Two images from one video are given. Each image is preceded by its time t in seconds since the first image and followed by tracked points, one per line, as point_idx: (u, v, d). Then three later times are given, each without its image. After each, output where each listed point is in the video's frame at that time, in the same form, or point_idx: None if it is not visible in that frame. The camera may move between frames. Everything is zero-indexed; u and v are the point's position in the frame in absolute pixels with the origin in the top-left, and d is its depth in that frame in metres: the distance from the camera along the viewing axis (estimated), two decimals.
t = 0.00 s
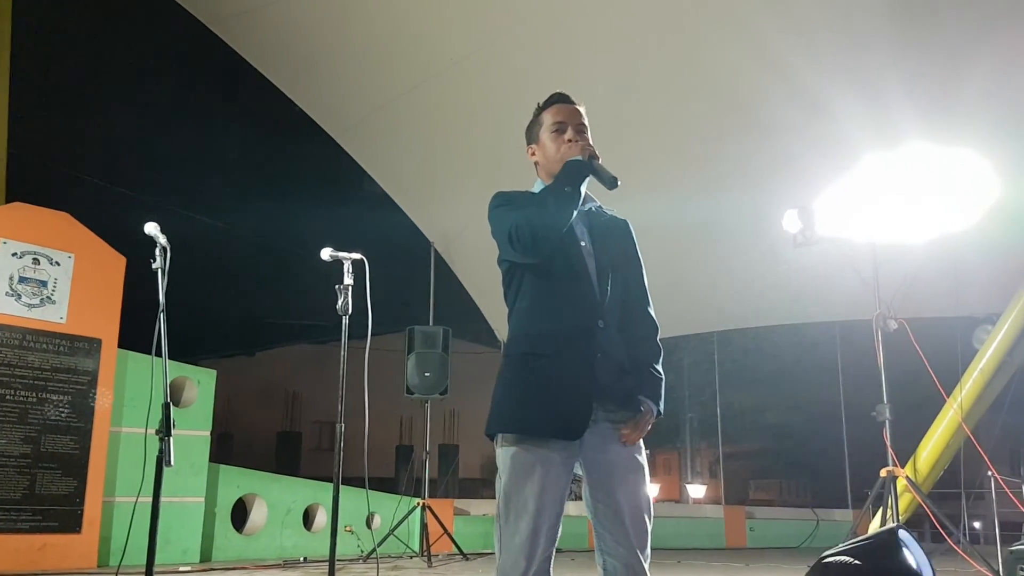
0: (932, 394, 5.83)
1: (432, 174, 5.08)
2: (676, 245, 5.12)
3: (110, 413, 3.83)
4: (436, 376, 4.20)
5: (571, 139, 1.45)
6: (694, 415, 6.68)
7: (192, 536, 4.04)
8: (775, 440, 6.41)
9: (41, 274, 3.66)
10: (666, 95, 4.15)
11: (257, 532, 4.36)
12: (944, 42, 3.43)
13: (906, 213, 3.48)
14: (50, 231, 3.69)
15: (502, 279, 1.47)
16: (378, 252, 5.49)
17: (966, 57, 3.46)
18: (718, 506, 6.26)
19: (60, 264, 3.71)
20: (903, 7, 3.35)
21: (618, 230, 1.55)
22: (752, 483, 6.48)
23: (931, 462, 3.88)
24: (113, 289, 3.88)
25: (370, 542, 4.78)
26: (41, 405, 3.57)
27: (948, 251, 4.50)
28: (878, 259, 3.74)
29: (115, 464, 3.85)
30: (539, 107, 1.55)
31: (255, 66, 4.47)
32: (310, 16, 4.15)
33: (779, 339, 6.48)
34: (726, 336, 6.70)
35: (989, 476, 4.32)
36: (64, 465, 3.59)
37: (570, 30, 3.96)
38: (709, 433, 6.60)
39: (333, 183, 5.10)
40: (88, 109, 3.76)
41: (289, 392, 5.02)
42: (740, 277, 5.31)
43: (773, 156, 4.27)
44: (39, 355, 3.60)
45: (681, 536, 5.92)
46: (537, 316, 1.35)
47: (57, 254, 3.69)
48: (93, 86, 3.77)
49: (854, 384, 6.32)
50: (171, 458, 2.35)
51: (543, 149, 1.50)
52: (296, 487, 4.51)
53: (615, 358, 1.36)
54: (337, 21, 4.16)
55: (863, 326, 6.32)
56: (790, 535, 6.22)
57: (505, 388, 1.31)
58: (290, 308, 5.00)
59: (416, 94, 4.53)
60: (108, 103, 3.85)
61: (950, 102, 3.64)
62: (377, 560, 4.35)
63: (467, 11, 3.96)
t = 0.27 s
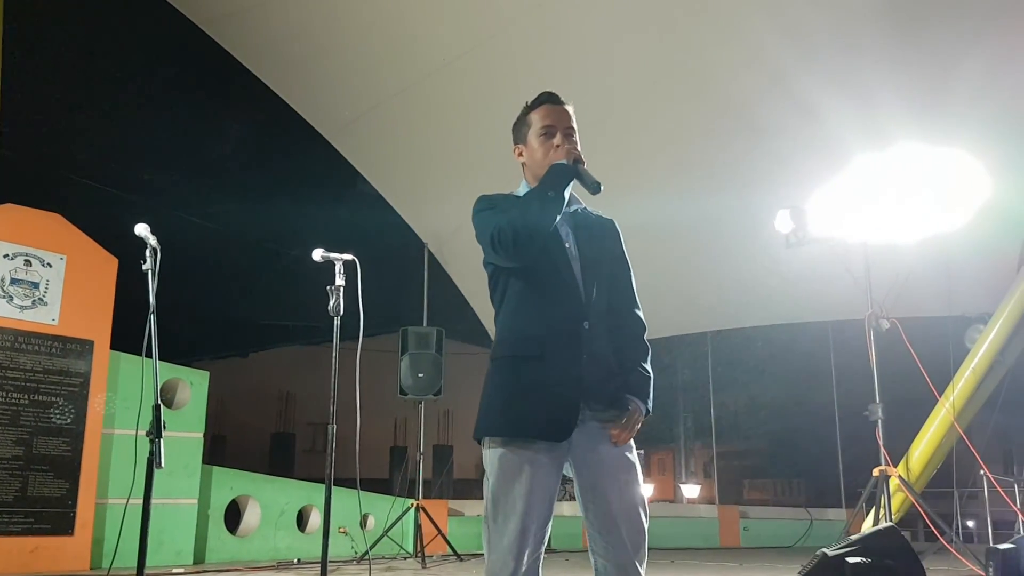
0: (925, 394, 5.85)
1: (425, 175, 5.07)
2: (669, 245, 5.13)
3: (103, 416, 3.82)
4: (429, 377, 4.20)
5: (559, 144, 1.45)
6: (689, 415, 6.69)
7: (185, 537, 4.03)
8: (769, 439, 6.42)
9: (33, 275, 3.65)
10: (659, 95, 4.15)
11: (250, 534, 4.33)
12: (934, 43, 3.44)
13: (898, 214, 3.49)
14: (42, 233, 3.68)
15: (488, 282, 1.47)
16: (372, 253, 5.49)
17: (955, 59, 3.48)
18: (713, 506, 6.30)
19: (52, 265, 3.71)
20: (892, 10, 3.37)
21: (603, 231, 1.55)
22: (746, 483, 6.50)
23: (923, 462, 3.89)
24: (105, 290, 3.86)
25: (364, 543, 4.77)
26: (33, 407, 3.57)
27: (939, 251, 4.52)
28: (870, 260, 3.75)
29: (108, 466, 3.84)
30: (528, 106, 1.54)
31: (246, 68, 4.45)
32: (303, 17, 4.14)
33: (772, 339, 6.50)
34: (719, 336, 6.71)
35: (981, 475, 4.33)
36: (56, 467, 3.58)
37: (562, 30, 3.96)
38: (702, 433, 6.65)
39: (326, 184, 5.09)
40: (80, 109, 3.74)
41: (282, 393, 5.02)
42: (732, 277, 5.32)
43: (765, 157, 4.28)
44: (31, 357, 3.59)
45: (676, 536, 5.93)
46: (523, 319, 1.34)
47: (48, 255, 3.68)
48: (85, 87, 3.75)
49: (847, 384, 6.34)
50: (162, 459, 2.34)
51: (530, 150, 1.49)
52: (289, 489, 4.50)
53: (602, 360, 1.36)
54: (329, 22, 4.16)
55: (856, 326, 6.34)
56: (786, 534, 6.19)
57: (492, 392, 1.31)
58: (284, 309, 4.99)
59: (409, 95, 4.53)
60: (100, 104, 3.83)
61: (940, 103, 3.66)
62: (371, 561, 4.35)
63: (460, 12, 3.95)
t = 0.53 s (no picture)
0: (923, 394, 5.85)
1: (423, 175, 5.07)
2: (667, 246, 5.13)
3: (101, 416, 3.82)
4: (427, 377, 4.20)
5: (555, 146, 1.44)
6: (687, 415, 6.69)
7: (183, 538, 4.02)
8: (767, 439, 6.43)
9: (30, 275, 3.64)
10: (657, 95, 4.15)
11: (249, 535, 4.33)
12: (932, 42, 3.44)
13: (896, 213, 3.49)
14: (40, 233, 3.67)
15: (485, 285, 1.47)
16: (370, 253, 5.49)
17: (953, 59, 3.49)
18: (712, 506, 6.31)
19: (49, 265, 3.70)
20: (891, 10, 3.37)
21: (601, 232, 1.54)
22: (745, 483, 6.50)
23: (921, 462, 3.89)
24: (103, 291, 3.85)
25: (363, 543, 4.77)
26: (31, 407, 3.56)
27: (937, 251, 4.53)
28: (868, 260, 3.75)
29: (105, 466, 3.84)
30: (524, 107, 1.53)
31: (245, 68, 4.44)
32: (300, 17, 4.13)
33: (769, 339, 6.51)
34: (717, 336, 6.72)
35: (979, 475, 4.33)
36: (54, 467, 3.58)
37: (560, 30, 3.95)
38: (700, 433, 6.65)
39: (325, 184, 5.09)
40: (77, 109, 3.74)
41: (281, 393, 5.03)
42: (731, 277, 5.32)
43: (763, 157, 4.28)
44: (29, 358, 3.59)
45: (674, 536, 5.94)
46: (519, 323, 1.35)
47: (46, 256, 3.67)
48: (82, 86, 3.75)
49: (845, 384, 6.34)
50: (160, 460, 2.34)
51: (527, 152, 1.49)
52: (288, 489, 4.50)
53: (600, 362, 1.35)
54: (327, 22, 4.15)
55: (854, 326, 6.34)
56: (784, 533, 6.19)
57: (489, 395, 1.31)
58: (282, 309, 4.98)
59: (407, 95, 4.52)
60: (98, 104, 3.83)
61: (937, 103, 3.67)
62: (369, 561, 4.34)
63: (458, 12, 3.95)
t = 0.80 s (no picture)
0: (919, 392, 5.87)
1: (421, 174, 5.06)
2: (664, 245, 5.13)
3: (97, 415, 3.81)
4: (425, 376, 4.20)
5: (554, 141, 1.44)
6: (684, 414, 6.69)
7: (180, 537, 4.02)
8: (764, 438, 6.44)
9: (27, 275, 3.63)
10: (655, 95, 4.15)
11: (245, 534, 4.33)
12: (928, 42, 3.45)
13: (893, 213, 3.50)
14: (38, 233, 3.64)
15: (483, 282, 1.47)
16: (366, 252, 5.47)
17: (949, 59, 3.50)
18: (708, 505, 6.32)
19: (46, 264, 3.68)
20: (888, 10, 3.37)
21: (599, 229, 1.55)
22: (741, 482, 6.51)
23: (918, 460, 3.90)
24: (100, 290, 3.83)
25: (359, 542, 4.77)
26: (27, 406, 3.56)
27: (934, 250, 4.54)
28: (864, 259, 3.76)
29: (102, 466, 3.83)
30: (522, 104, 1.53)
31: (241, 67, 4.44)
32: (298, 16, 4.13)
33: (767, 337, 6.52)
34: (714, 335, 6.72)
35: (975, 474, 4.35)
36: (50, 467, 3.57)
37: (558, 29, 3.95)
38: (697, 432, 6.66)
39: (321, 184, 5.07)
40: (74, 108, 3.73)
41: (277, 391, 5.00)
42: (727, 277, 5.33)
43: (761, 157, 4.28)
44: (25, 357, 3.58)
45: (671, 535, 5.95)
46: (520, 320, 1.34)
47: (43, 255, 3.65)
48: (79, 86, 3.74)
49: (842, 383, 6.36)
50: (157, 460, 2.33)
51: (525, 147, 1.48)
52: (285, 488, 4.49)
53: (598, 359, 1.36)
54: (325, 21, 4.14)
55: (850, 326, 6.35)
56: (779, 532, 6.20)
57: (489, 393, 1.30)
58: (279, 308, 4.97)
59: (405, 94, 4.51)
60: (94, 103, 3.82)
61: (933, 102, 3.69)
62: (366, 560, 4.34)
63: (455, 11, 3.94)
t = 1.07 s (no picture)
0: (916, 392, 5.88)
1: (418, 174, 5.06)
2: (662, 244, 5.13)
3: (94, 416, 3.80)
4: (422, 376, 4.20)
5: (566, 146, 1.44)
6: (682, 413, 6.69)
7: (177, 537, 4.01)
8: (762, 438, 6.44)
9: (23, 275, 3.65)
10: (652, 95, 4.15)
11: (242, 534, 4.32)
12: (924, 42, 3.46)
13: (891, 211, 3.50)
14: (33, 232, 3.67)
15: (479, 285, 1.46)
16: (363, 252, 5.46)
17: (945, 58, 3.51)
18: (706, 504, 6.32)
19: (43, 264, 3.70)
20: (886, 8, 3.37)
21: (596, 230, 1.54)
22: (739, 481, 6.50)
23: (915, 459, 3.90)
24: (96, 290, 3.85)
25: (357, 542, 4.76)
26: (24, 406, 3.56)
27: (931, 250, 4.55)
28: (861, 257, 3.76)
29: (99, 466, 3.81)
30: (528, 99, 1.51)
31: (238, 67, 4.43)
32: (294, 15, 4.12)
33: (765, 337, 6.53)
34: (712, 334, 6.73)
35: (972, 472, 4.35)
36: (47, 467, 3.56)
37: (554, 29, 3.95)
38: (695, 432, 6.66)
39: (319, 184, 5.07)
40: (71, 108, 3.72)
41: (275, 391, 5.00)
42: (725, 276, 5.33)
43: (759, 156, 4.28)
44: (22, 357, 3.59)
45: (669, 534, 5.95)
46: (521, 324, 1.33)
47: (40, 255, 3.68)
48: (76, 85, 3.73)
49: (840, 382, 6.37)
50: (153, 460, 2.32)
51: (533, 145, 1.46)
52: (282, 488, 4.48)
53: (599, 360, 1.35)
54: (321, 20, 4.13)
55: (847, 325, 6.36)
56: (777, 532, 6.24)
57: (490, 399, 1.30)
58: (276, 308, 4.97)
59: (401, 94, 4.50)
60: (91, 102, 3.81)
61: (930, 101, 3.70)
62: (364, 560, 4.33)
63: (451, 10, 3.94)
